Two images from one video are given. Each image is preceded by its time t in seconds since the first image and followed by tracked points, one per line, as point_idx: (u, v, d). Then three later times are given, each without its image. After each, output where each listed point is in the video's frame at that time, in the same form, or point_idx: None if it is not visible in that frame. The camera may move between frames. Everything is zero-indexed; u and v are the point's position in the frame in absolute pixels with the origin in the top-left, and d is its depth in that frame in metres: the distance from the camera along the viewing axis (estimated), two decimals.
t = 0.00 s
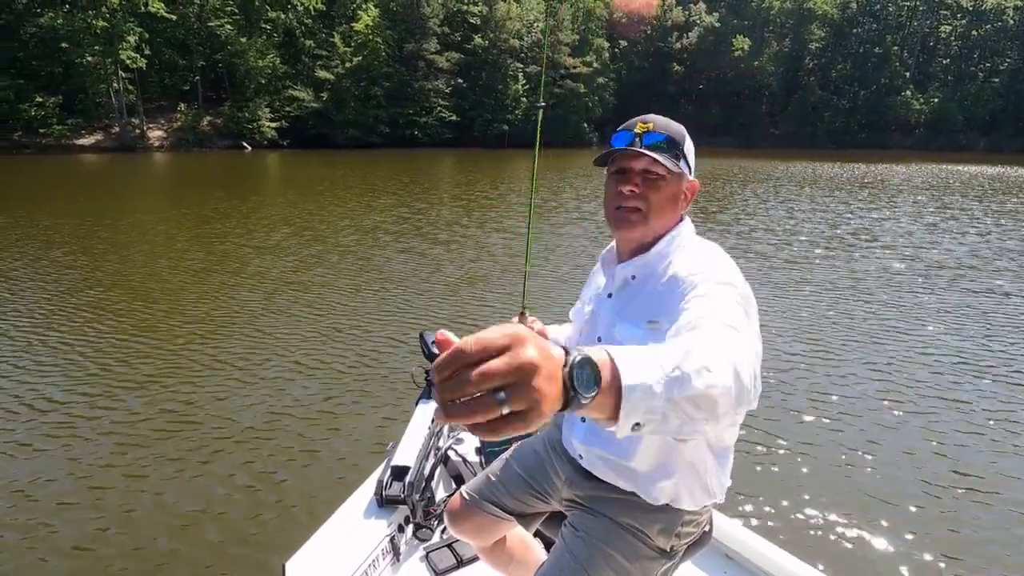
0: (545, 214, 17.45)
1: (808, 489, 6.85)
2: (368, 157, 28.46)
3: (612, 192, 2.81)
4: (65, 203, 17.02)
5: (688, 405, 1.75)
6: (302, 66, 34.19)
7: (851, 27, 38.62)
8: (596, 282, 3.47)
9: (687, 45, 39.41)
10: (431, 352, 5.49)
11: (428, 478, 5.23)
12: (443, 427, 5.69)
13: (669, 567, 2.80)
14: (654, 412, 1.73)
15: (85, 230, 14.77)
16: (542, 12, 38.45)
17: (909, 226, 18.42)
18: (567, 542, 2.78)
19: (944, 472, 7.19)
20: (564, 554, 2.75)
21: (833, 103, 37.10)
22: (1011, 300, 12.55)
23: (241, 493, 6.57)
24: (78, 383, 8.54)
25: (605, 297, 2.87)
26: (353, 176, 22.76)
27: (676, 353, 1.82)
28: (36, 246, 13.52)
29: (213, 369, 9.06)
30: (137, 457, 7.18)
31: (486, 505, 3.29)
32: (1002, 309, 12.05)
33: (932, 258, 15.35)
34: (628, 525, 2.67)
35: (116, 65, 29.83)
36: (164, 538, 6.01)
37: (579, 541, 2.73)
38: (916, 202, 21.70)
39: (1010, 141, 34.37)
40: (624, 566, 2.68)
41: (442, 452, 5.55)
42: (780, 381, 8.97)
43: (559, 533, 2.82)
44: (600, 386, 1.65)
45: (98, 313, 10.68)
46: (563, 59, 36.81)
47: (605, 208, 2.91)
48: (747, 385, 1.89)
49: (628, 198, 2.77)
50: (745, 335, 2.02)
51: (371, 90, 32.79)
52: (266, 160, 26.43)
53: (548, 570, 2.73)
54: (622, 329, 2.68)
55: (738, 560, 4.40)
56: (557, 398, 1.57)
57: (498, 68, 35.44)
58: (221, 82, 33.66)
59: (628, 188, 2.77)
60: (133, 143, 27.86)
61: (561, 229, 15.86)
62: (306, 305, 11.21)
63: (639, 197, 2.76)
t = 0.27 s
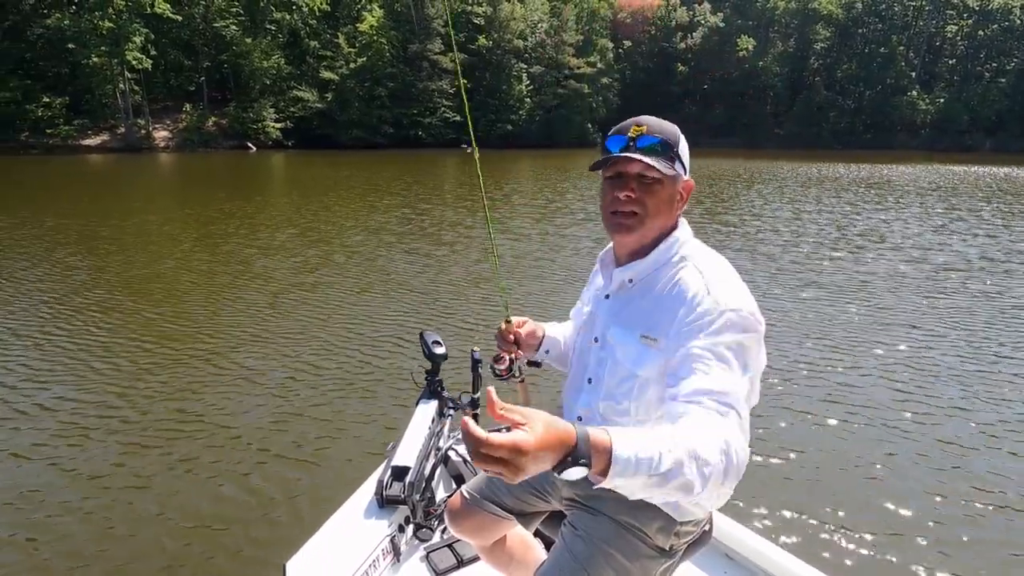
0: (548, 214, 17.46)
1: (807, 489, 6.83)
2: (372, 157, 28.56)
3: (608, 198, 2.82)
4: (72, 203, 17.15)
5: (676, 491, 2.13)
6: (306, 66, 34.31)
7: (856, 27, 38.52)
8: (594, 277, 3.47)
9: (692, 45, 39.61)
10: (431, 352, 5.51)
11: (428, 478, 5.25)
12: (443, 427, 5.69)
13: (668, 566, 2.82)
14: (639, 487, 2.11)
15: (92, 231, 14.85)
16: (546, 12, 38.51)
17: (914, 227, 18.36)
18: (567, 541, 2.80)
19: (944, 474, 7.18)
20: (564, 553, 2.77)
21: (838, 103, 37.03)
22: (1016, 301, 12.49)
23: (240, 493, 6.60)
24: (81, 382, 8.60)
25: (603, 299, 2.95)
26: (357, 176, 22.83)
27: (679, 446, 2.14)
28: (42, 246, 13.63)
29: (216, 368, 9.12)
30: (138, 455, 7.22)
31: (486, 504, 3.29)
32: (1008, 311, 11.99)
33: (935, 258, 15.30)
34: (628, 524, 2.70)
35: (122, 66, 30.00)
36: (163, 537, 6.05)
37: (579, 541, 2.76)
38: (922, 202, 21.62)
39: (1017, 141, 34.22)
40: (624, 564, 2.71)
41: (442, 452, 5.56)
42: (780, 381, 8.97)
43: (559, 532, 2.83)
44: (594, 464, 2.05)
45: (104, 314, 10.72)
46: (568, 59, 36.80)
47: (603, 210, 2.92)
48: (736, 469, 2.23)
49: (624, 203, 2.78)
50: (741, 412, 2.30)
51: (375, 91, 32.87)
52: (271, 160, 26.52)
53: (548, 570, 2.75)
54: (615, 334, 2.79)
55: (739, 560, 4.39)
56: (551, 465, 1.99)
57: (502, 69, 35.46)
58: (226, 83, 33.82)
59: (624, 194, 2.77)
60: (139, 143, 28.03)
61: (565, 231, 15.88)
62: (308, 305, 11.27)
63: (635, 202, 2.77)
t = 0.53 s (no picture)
0: (552, 214, 17.45)
1: (811, 493, 6.80)
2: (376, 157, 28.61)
3: (601, 211, 2.81)
4: (78, 203, 17.22)
5: (678, 490, 2.31)
6: (311, 66, 34.39)
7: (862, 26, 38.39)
8: (590, 279, 3.46)
9: (696, 45, 39.61)
10: (431, 352, 5.51)
11: (428, 478, 5.25)
12: (443, 427, 5.70)
13: (668, 565, 2.82)
14: (645, 482, 2.30)
15: (98, 231, 14.91)
16: (550, 12, 38.48)
17: (920, 227, 18.26)
18: (566, 540, 2.80)
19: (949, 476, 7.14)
20: (563, 553, 2.78)
21: (844, 104, 36.94)
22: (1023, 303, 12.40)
23: (243, 493, 6.61)
24: (85, 381, 8.63)
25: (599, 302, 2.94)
26: (361, 176, 22.88)
27: (682, 452, 2.28)
28: (47, 246, 13.68)
29: (219, 368, 9.14)
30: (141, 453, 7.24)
31: (485, 504, 3.28)
32: (1014, 312, 11.91)
33: (940, 259, 15.24)
34: (628, 523, 2.71)
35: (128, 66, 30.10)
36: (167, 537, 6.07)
37: (578, 540, 2.77)
38: (928, 203, 21.51)
39: None
40: (623, 563, 2.70)
41: (442, 452, 5.56)
42: (783, 382, 8.92)
43: (558, 532, 2.83)
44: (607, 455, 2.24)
45: (108, 314, 10.75)
46: (571, 59, 36.79)
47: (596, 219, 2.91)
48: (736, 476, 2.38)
49: (615, 217, 2.77)
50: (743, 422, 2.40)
51: (379, 91, 32.91)
52: (275, 160, 26.58)
53: (547, 569, 2.75)
54: (611, 339, 2.78)
55: (739, 560, 4.37)
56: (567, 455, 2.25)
57: (506, 68, 35.46)
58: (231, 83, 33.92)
59: (616, 209, 2.76)
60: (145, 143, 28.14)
61: (568, 231, 15.87)
62: (311, 305, 11.28)
63: (627, 213, 2.76)
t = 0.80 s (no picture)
0: (555, 215, 17.43)
1: (815, 487, 6.74)
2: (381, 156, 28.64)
3: (599, 213, 2.80)
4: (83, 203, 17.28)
5: (687, 478, 2.31)
6: (316, 66, 34.46)
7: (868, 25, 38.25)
8: (588, 279, 3.44)
9: (701, 44, 39.53)
10: (431, 352, 5.52)
11: (427, 478, 5.25)
12: (442, 426, 5.70)
13: (667, 564, 2.82)
14: (655, 469, 2.31)
15: (104, 231, 14.96)
16: (554, 11, 38.49)
17: (925, 227, 18.18)
18: (565, 540, 2.79)
19: (954, 472, 7.08)
20: (562, 552, 2.77)
21: (849, 103, 36.83)
22: None
23: (242, 482, 6.57)
24: (87, 375, 8.62)
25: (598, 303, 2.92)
26: (365, 176, 22.92)
27: (690, 442, 2.29)
28: (53, 245, 13.74)
29: (221, 362, 9.13)
30: (143, 443, 7.22)
31: (483, 503, 3.24)
32: (1019, 313, 11.85)
33: (945, 259, 15.15)
34: (627, 521, 2.72)
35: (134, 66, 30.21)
36: (165, 524, 6.03)
37: (578, 539, 2.76)
38: (933, 202, 21.41)
39: None
40: (623, 562, 2.70)
41: (442, 452, 5.57)
42: (787, 382, 8.88)
43: (557, 531, 2.83)
44: (618, 441, 2.24)
45: (112, 311, 10.77)
46: (576, 58, 36.73)
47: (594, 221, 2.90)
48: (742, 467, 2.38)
49: (614, 219, 2.76)
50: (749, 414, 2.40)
51: (384, 90, 32.94)
52: (280, 159, 26.65)
53: (546, 569, 2.75)
54: (611, 337, 2.77)
55: (738, 561, 4.36)
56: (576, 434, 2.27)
57: (511, 68, 35.45)
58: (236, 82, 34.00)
59: (614, 210, 2.76)
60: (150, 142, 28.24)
61: (571, 231, 15.86)
62: (314, 304, 11.29)
63: (625, 214, 2.75)
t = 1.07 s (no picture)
0: (558, 215, 17.42)
1: (817, 488, 6.70)
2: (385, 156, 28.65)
3: (602, 208, 2.81)
4: (89, 203, 17.37)
5: (695, 466, 2.29)
6: (320, 66, 34.47)
7: (874, 24, 38.07)
8: (587, 280, 3.44)
9: (706, 44, 39.52)
10: (430, 352, 5.52)
11: (427, 478, 5.25)
12: (442, 426, 5.71)
13: (668, 562, 2.80)
14: (665, 457, 2.28)
15: (110, 231, 15.03)
16: (559, 11, 38.46)
17: (931, 228, 18.07)
18: (566, 539, 2.79)
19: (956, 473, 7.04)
20: (562, 552, 2.77)
21: (855, 103, 36.70)
22: None
23: (244, 483, 6.58)
24: (90, 376, 8.65)
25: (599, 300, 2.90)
26: (369, 176, 22.94)
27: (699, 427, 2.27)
28: (58, 245, 13.81)
29: (223, 362, 9.15)
30: (146, 444, 7.24)
31: (483, 501, 3.24)
32: None
33: (950, 260, 15.07)
34: (627, 520, 2.70)
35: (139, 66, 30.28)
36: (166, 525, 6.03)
37: (579, 538, 2.76)
38: (939, 203, 21.28)
39: None
40: (623, 560, 2.69)
41: (442, 452, 5.57)
42: (790, 381, 8.84)
43: (557, 531, 2.83)
44: (630, 424, 2.21)
45: (117, 311, 10.81)
46: (580, 58, 36.70)
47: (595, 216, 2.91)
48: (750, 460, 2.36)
49: (617, 213, 2.77)
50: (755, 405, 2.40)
51: (388, 90, 32.92)
52: (284, 159, 26.68)
53: (546, 568, 2.74)
54: (614, 334, 2.75)
55: (737, 560, 4.34)
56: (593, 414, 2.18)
57: (515, 68, 35.42)
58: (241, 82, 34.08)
59: (617, 205, 2.77)
60: (156, 142, 28.34)
61: (574, 231, 15.83)
62: (317, 304, 11.31)
63: (629, 208, 2.76)
